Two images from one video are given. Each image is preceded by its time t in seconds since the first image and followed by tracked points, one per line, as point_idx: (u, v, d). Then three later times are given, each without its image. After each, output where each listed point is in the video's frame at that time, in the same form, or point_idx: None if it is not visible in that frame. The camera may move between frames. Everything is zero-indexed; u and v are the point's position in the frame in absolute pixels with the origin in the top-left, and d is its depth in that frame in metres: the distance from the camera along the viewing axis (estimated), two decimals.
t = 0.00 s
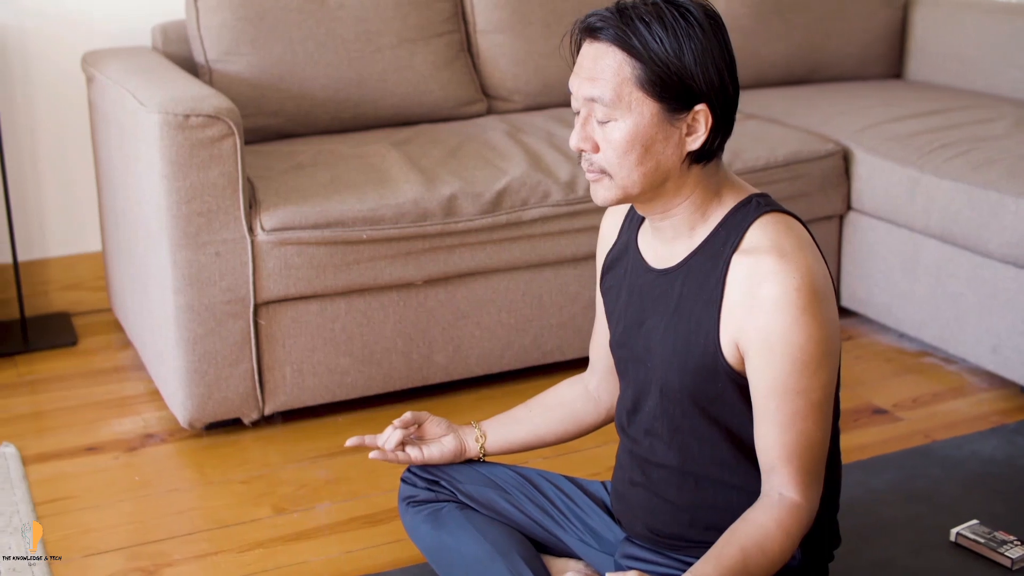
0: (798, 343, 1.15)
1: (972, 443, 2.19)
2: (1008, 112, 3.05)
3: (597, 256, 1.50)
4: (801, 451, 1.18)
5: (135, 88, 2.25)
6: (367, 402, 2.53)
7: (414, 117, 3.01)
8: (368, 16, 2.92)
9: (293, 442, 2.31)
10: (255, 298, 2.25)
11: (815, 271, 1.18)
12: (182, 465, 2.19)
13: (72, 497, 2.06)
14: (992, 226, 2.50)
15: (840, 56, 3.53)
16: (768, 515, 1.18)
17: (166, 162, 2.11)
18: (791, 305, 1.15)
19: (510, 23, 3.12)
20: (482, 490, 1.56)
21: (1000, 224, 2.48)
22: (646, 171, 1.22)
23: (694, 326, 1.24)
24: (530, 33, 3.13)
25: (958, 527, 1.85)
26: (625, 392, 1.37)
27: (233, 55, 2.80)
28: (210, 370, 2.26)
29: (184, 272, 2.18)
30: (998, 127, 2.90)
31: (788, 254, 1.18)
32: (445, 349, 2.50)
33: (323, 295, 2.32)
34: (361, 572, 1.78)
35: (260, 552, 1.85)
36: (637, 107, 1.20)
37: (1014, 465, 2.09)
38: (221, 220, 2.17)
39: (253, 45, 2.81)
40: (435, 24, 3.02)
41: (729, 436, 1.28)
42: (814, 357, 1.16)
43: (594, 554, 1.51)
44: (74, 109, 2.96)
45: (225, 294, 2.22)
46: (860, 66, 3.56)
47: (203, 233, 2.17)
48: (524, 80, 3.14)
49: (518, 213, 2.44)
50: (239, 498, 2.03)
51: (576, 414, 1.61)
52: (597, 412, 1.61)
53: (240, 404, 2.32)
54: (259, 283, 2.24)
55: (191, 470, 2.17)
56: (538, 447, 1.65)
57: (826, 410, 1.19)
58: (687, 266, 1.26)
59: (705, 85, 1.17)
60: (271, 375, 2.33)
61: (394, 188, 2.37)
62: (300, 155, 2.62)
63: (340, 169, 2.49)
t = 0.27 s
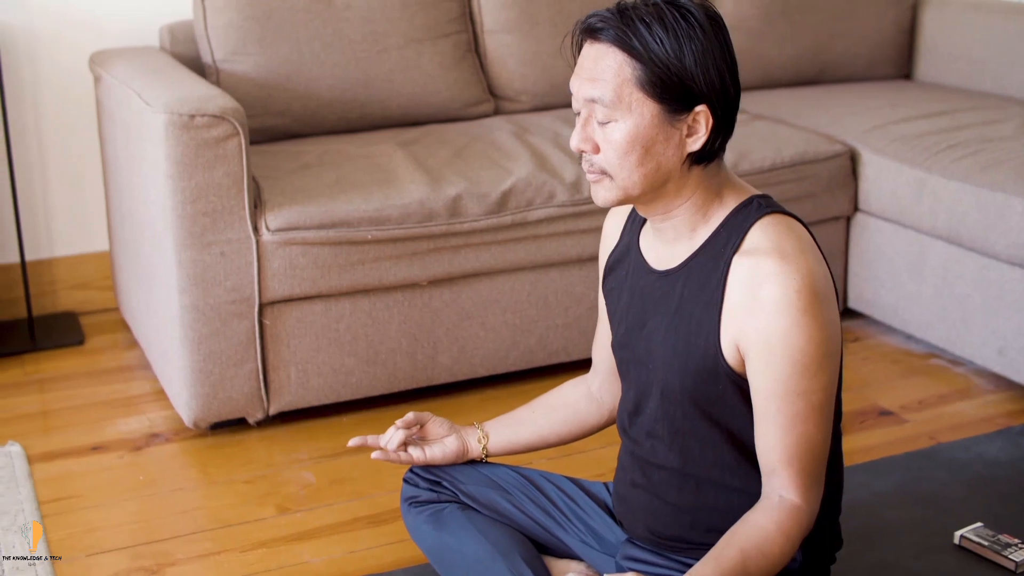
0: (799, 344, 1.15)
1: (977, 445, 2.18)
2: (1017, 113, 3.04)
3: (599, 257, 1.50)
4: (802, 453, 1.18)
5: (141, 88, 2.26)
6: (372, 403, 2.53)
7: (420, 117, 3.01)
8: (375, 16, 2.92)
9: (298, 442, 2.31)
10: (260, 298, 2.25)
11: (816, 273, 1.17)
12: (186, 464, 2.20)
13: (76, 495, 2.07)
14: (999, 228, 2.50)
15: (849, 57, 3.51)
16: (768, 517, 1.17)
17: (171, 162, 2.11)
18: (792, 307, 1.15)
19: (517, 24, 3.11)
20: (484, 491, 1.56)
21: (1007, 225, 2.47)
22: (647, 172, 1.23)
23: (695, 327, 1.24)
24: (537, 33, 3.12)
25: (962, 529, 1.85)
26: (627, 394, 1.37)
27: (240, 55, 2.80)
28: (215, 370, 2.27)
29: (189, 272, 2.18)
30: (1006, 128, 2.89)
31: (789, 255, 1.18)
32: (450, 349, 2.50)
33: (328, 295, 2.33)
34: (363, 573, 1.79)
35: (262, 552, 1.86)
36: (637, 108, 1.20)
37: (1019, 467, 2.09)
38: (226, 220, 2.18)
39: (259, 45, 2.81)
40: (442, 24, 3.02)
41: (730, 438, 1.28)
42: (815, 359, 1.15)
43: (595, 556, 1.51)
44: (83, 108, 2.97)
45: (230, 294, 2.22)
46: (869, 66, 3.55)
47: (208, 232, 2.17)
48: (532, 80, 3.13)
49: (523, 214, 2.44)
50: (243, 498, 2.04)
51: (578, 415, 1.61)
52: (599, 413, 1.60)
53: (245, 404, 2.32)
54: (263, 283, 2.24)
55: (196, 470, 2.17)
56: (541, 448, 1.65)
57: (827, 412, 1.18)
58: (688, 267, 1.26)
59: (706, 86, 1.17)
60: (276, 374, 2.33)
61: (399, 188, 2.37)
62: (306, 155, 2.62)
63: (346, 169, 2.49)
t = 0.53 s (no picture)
0: (795, 346, 1.15)
1: (980, 448, 2.17)
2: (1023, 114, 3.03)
3: (598, 258, 1.50)
4: (798, 455, 1.17)
5: (144, 88, 2.26)
6: (374, 403, 2.53)
7: (424, 117, 3.00)
8: (379, 17, 2.92)
9: (299, 442, 2.32)
10: (262, 298, 2.25)
11: (812, 275, 1.17)
12: (188, 464, 2.20)
13: (77, 494, 2.07)
14: (1003, 229, 2.49)
15: (855, 58, 3.50)
16: (764, 519, 1.17)
17: (173, 162, 2.12)
18: (788, 308, 1.15)
19: (522, 24, 3.11)
20: (482, 491, 1.56)
21: (1011, 227, 2.47)
22: (643, 172, 1.23)
23: (692, 329, 1.24)
24: (542, 34, 3.12)
25: (963, 532, 1.84)
26: (625, 395, 1.37)
27: (243, 55, 2.80)
28: (217, 370, 2.27)
29: (190, 272, 2.19)
30: (1011, 129, 2.88)
31: (785, 257, 1.18)
32: (452, 350, 2.50)
33: (330, 295, 2.33)
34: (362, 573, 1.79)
35: (261, 552, 1.86)
36: (633, 109, 1.20)
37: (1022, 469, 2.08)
38: (228, 220, 2.18)
39: (263, 46, 2.81)
40: (447, 25, 3.02)
41: (727, 440, 1.27)
42: (811, 361, 1.15)
43: (593, 557, 1.51)
44: (88, 108, 2.98)
45: (232, 294, 2.23)
46: (875, 67, 3.54)
47: (210, 232, 2.18)
48: (536, 81, 3.13)
49: (526, 214, 2.43)
50: (244, 498, 2.04)
51: (577, 416, 1.61)
52: (598, 414, 1.60)
53: (247, 403, 2.32)
54: (265, 282, 2.24)
55: (197, 469, 2.18)
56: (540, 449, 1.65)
57: (825, 414, 1.18)
58: (684, 269, 1.26)
59: (702, 87, 1.17)
60: (277, 374, 2.34)
61: (401, 188, 2.37)
62: (308, 155, 2.62)
63: (348, 170, 2.49)
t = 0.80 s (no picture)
0: (788, 348, 1.14)
1: (980, 450, 2.17)
2: None
3: (594, 259, 1.50)
4: (792, 457, 1.17)
5: (145, 88, 2.27)
6: (375, 403, 2.53)
7: (426, 118, 3.00)
8: (381, 17, 2.92)
9: (299, 442, 2.32)
10: (262, 298, 2.26)
11: (807, 277, 1.17)
12: (187, 463, 2.21)
13: (78, 494, 2.08)
14: (1005, 231, 2.49)
15: (859, 59, 3.49)
16: (757, 521, 1.17)
17: (172, 162, 2.12)
18: (782, 310, 1.15)
19: (524, 25, 3.10)
20: (478, 492, 1.56)
21: (1013, 228, 2.46)
22: (636, 174, 1.23)
23: (686, 331, 1.24)
24: (545, 34, 3.12)
25: (962, 534, 1.84)
26: (620, 397, 1.37)
27: (245, 56, 2.81)
28: (217, 370, 2.27)
29: (190, 273, 2.19)
30: (1014, 130, 2.87)
31: (780, 259, 1.18)
32: (452, 351, 2.49)
33: (330, 295, 2.33)
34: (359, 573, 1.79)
35: (259, 552, 1.86)
36: (626, 110, 1.20)
37: (1022, 472, 2.07)
38: (228, 220, 2.18)
39: (264, 46, 2.82)
40: (449, 25, 3.02)
41: (721, 442, 1.27)
42: (805, 363, 1.15)
43: (588, 558, 1.51)
44: (91, 108, 2.98)
45: (232, 294, 2.23)
46: (879, 68, 3.53)
47: (210, 232, 2.18)
48: (538, 81, 3.13)
49: (526, 215, 2.43)
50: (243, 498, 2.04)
51: (574, 417, 1.60)
52: (595, 415, 1.59)
53: (247, 404, 2.32)
54: (265, 283, 2.25)
55: (196, 469, 2.18)
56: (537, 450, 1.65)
57: (818, 416, 1.18)
58: (679, 270, 1.26)
59: (696, 88, 1.17)
60: (277, 374, 2.34)
61: (401, 189, 2.37)
62: (309, 156, 2.62)
63: (349, 170, 2.49)
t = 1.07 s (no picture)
0: (784, 350, 1.14)
1: (981, 452, 2.16)
2: None
3: (592, 260, 1.50)
4: (787, 459, 1.17)
5: (147, 88, 2.27)
6: (376, 402, 2.54)
7: (429, 119, 3.00)
8: (384, 17, 2.92)
9: (299, 442, 2.32)
10: (262, 299, 2.26)
11: (803, 278, 1.16)
12: (187, 463, 2.21)
13: (78, 493, 2.08)
14: (1008, 232, 2.48)
15: (863, 59, 3.48)
16: (752, 523, 1.17)
17: (173, 163, 2.12)
18: (777, 312, 1.14)
19: (527, 25, 3.10)
20: (476, 493, 1.56)
21: (1016, 230, 2.46)
22: (632, 175, 1.23)
23: (682, 332, 1.23)
24: (548, 35, 3.11)
25: (961, 537, 1.83)
26: (617, 398, 1.37)
27: (247, 56, 2.81)
28: (217, 370, 2.27)
29: (190, 273, 2.19)
30: (1017, 132, 2.86)
31: (776, 260, 1.17)
32: (453, 351, 2.49)
33: (330, 296, 2.33)
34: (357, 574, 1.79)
35: (258, 552, 1.86)
36: (622, 111, 1.21)
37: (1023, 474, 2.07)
38: (228, 221, 2.19)
39: (267, 47, 2.82)
40: (452, 25, 3.02)
41: (717, 443, 1.27)
42: (800, 365, 1.15)
43: (585, 559, 1.51)
44: (95, 108, 2.99)
45: (232, 294, 2.23)
46: (883, 69, 3.52)
47: (211, 232, 2.18)
48: (541, 82, 3.13)
49: (527, 216, 2.43)
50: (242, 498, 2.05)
51: (572, 419, 1.60)
52: (593, 416, 1.59)
53: (248, 404, 2.33)
54: (266, 283, 2.25)
55: (196, 469, 2.18)
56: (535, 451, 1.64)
57: (814, 417, 1.18)
58: (675, 272, 1.26)
59: (691, 89, 1.17)
60: (278, 375, 2.34)
61: (402, 189, 2.37)
62: (311, 156, 2.63)
63: (351, 171, 2.49)
